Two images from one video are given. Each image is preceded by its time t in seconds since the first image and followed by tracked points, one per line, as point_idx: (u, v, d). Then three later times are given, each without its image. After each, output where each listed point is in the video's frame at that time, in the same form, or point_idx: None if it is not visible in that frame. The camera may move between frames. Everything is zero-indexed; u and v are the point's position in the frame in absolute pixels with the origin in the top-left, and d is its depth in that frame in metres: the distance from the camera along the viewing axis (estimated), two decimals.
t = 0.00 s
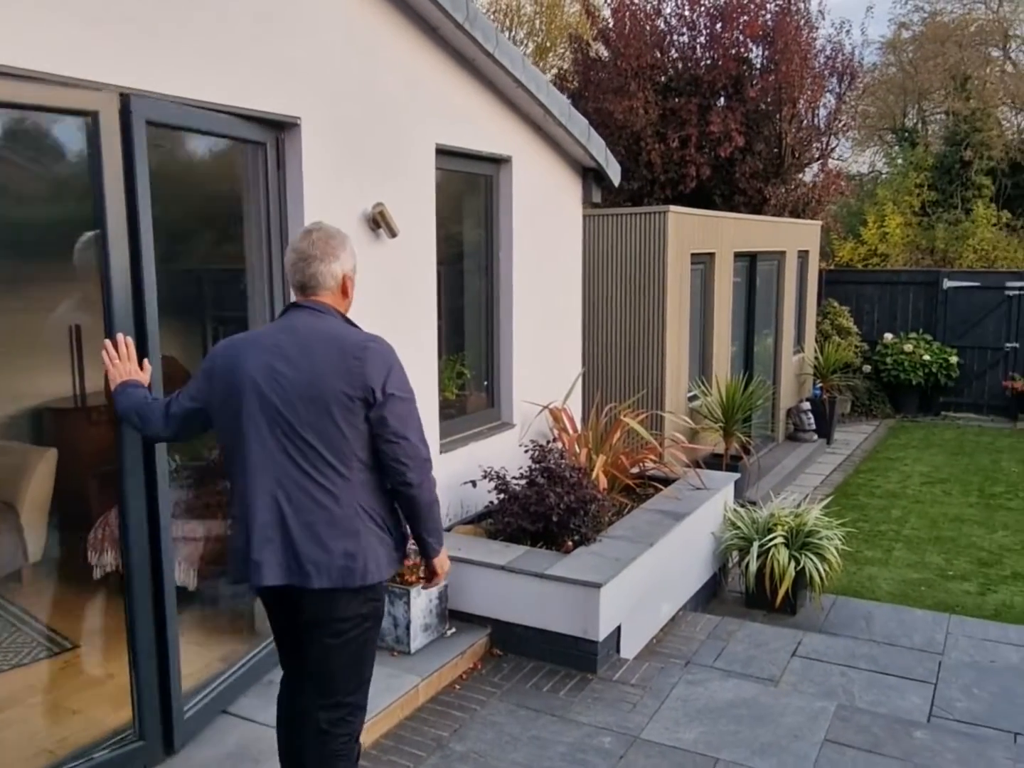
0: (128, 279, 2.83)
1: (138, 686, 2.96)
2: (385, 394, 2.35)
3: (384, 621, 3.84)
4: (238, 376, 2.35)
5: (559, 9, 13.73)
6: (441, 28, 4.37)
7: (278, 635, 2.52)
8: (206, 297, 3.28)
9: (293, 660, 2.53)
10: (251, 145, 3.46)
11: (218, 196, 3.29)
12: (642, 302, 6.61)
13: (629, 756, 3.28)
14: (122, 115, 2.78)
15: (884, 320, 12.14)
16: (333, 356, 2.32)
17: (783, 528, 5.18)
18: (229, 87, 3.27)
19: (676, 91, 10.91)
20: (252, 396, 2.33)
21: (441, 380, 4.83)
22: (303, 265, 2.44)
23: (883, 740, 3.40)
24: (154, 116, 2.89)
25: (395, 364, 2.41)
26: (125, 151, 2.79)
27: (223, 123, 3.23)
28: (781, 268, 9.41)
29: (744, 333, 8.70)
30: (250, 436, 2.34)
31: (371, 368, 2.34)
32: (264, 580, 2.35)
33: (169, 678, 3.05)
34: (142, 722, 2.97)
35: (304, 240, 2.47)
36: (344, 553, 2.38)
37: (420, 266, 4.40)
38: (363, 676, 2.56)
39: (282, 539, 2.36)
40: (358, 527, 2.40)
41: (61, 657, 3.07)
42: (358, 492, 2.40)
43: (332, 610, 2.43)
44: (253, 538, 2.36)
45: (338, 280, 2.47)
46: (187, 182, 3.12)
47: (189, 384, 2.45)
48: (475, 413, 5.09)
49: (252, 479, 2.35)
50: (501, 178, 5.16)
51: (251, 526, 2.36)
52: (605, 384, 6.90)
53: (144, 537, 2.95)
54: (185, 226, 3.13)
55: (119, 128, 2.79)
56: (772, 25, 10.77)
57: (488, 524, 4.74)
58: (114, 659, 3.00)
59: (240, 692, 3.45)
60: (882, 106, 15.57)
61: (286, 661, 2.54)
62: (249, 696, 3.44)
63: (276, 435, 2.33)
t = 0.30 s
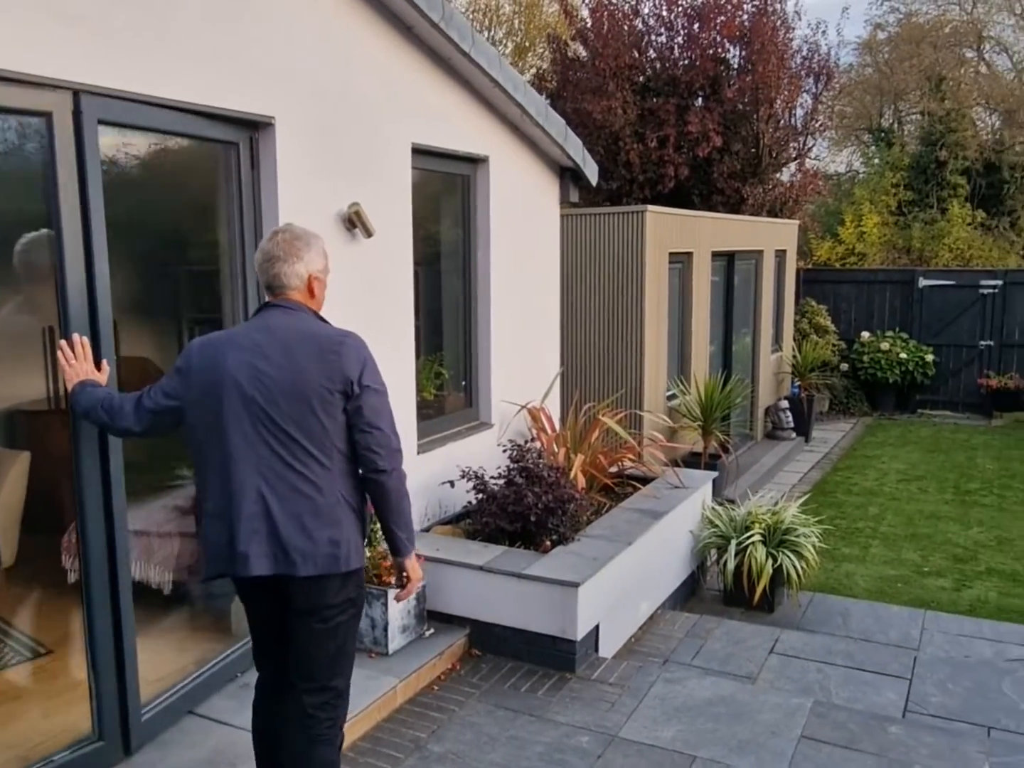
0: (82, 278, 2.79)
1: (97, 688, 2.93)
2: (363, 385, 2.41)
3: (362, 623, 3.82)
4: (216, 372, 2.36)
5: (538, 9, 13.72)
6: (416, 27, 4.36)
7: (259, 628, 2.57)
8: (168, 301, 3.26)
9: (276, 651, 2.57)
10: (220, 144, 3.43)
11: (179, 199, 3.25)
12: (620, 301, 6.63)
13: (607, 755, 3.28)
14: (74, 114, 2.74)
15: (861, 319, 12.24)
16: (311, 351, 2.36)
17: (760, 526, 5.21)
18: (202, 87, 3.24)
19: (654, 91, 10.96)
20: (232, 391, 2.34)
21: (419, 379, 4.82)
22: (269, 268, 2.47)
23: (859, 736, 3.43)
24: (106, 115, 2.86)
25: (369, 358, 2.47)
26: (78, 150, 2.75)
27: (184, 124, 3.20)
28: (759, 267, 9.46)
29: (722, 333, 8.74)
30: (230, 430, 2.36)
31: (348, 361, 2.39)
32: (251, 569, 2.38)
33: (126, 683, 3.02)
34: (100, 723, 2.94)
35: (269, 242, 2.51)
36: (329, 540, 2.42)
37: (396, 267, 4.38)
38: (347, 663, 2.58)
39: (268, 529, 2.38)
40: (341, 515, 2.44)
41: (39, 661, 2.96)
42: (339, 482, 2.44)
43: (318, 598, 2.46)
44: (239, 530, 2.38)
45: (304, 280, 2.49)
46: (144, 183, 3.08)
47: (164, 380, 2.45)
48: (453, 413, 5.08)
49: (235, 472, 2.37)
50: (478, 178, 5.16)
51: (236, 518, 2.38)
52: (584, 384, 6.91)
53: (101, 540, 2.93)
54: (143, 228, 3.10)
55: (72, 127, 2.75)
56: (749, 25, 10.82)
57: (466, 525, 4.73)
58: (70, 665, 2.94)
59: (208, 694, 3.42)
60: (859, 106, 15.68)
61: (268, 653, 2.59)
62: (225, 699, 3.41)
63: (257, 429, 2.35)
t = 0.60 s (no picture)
0: (46, 277, 2.77)
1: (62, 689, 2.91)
2: (363, 381, 2.51)
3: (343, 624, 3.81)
4: (217, 369, 2.41)
5: (520, 8, 13.71)
6: (395, 26, 4.35)
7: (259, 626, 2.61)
8: (143, 302, 3.26)
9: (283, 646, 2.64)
10: (196, 144, 3.41)
11: (150, 198, 3.23)
12: (601, 300, 6.64)
13: (588, 754, 3.28)
14: (34, 115, 2.71)
15: (842, 317, 12.31)
16: (313, 347, 2.45)
17: (741, 524, 5.23)
18: (179, 86, 3.22)
19: (636, 91, 10.99)
20: (235, 387, 2.39)
21: (400, 379, 4.81)
22: (266, 270, 2.56)
23: (838, 732, 3.44)
24: (67, 116, 2.83)
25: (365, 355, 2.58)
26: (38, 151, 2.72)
27: (153, 125, 3.17)
28: (740, 266, 9.50)
29: (704, 332, 8.76)
30: (233, 426, 2.40)
31: (349, 358, 2.49)
32: (255, 561, 2.42)
33: (91, 685, 3.00)
34: (66, 724, 2.93)
35: (266, 244, 2.59)
36: (333, 531, 2.49)
37: (376, 267, 4.37)
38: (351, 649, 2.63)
39: (271, 522, 2.43)
40: (342, 506, 2.52)
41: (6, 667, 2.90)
42: (340, 474, 2.52)
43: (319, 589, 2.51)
44: (243, 523, 2.42)
45: (300, 283, 2.59)
46: (109, 180, 3.05)
47: (161, 376, 2.48)
48: (435, 413, 5.06)
49: (237, 466, 2.42)
50: (458, 178, 5.15)
51: (239, 512, 2.41)
52: (565, 383, 6.91)
53: (66, 542, 2.91)
54: (112, 225, 3.09)
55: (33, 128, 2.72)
56: (729, 26, 10.86)
57: (448, 525, 4.72)
58: (36, 669, 2.91)
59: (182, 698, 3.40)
60: (839, 106, 15.77)
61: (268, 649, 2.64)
62: (204, 701, 3.39)
63: (261, 425, 2.40)
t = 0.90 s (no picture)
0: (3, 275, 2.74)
1: (26, 691, 2.88)
2: (385, 388, 2.58)
3: (322, 626, 3.79)
4: (245, 366, 2.51)
5: (501, 8, 13.71)
6: (373, 25, 4.34)
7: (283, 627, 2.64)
8: (120, 305, 3.25)
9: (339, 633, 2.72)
10: (168, 141, 3.38)
11: (116, 196, 3.21)
12: (582, 300, 6.64)
13: (568, 754, 3.27)
14: None
15: (822, 316, 12.38)
16: (337, 350, 2.52)
17: (721, 522, 5.24)
18: (154, 85, 3.19)
19: (616, 91, 11.02)
20: (259, 382, 2.49)
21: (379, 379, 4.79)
22: (303, 276, 2.66)
23: (816, 730, 3.46)
24: (25, 114, 2.80)
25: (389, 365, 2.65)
26: None
27: (121, 125, 3.16)
28: (720, 266, 9.53)
29: (685, 331, 8.79)
30: (255, 420, 2.49)
31: (372, 365, 2.56)
32: (266, 551, 2.49)
33: (53, 684, 2.96)
34: (30, 726, 2.90)
35: (305, 252, 2.69)
36: (344, 530, 2.53)
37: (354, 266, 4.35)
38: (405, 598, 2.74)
39: (285, 515, 2.49)
40: (355, 507, 2.56)
41: None
42: (356, 476, 2.57)
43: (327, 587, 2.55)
44: (256, 512, 2.49)
45: (335, 291, 2.67)
46: (71, 178, 3.03)
47: (194, 364, 2.59)
48: (415, 414, 5.05)
49: (256, 458, 2.50)
50: (437, 177, 5.14)
51: (254, 503, 2.48)
52: (546, 383, 6.92)
53: (30, 542, 2.88)
54: (78, 226, 3.08)
55: None
56: (709, 26, 10.89)
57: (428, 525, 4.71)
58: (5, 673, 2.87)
59: (156, 701, 3.38)
60: (819, 106, 15.87)
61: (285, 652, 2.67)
62: (182, 705, 3.36)
63: (281, 419, 2.48)
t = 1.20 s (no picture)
0: None
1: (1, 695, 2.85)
2: (459, 398, 2.61)
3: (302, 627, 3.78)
4: (337, 369, 2.68)
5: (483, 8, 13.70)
6: (352, 25, 4.32)
7: (346, 619, 2.71)
8: (93, 305, 3.24)
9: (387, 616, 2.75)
10: (144, 140, 3.36)
11: (91, 195, 3.20)
12: (563, 300, 6.65)
13: (548, 755, 3.27)
14: None
15: (803, 315, 12.45)
16: (416, 358, 2.62)
17: (702, 521, 5.26)
18: (130, 83, 3.17)
19: (597, 91, 11.04)
20: (345, 383, 2.65)
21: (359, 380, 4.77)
22: (403, 284, 2.76)
23: (795, 727, 3.48)
24: None
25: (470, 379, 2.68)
26: None
27: (93, 123, 3.13)
28: (701, 266, 9.56)
29: (666, 331, 8.81)
30: (340, 420, 2.63)
31: (447, 374, 2.61)
32: (338, 544, 2.59)
33: (28, 688, 2.93)
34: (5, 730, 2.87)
35: (407, 261, 2.80)
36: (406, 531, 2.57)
37: (333, 266, 4.33)
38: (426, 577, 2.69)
39: (358, 511, 2.59)
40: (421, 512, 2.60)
41: None
42: (428, 481, 2.62)
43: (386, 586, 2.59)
44: (333, 507, 2.60)
45: (432, 299, 2.77)
46: (42, 177, 3.01)
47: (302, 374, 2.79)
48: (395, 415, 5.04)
49: (336, 453, 2.63)
50: (417, 177, 5.13)
51: (330, 496, 2.60)
52: (527, 383, 6.92)
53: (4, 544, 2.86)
54: (50, 226, 3.06)
55: None
56: (689, 26, 10.92)
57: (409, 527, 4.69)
58: None
59: (134, 705, 3.35)
60: (799, 107, 15.95)
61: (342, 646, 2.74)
62: (160, 708, 3.34)
63: (361, 418, 2.61)
